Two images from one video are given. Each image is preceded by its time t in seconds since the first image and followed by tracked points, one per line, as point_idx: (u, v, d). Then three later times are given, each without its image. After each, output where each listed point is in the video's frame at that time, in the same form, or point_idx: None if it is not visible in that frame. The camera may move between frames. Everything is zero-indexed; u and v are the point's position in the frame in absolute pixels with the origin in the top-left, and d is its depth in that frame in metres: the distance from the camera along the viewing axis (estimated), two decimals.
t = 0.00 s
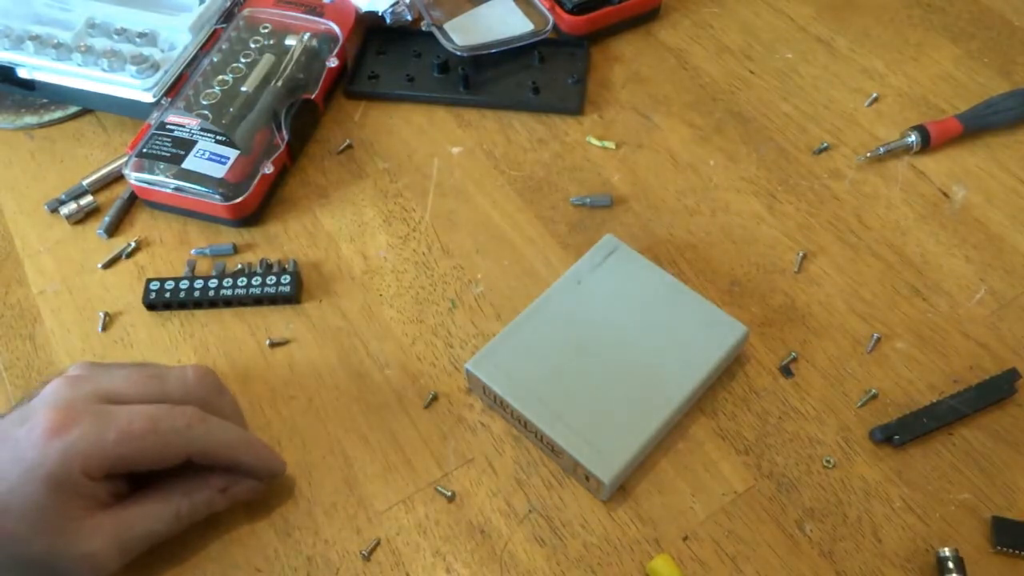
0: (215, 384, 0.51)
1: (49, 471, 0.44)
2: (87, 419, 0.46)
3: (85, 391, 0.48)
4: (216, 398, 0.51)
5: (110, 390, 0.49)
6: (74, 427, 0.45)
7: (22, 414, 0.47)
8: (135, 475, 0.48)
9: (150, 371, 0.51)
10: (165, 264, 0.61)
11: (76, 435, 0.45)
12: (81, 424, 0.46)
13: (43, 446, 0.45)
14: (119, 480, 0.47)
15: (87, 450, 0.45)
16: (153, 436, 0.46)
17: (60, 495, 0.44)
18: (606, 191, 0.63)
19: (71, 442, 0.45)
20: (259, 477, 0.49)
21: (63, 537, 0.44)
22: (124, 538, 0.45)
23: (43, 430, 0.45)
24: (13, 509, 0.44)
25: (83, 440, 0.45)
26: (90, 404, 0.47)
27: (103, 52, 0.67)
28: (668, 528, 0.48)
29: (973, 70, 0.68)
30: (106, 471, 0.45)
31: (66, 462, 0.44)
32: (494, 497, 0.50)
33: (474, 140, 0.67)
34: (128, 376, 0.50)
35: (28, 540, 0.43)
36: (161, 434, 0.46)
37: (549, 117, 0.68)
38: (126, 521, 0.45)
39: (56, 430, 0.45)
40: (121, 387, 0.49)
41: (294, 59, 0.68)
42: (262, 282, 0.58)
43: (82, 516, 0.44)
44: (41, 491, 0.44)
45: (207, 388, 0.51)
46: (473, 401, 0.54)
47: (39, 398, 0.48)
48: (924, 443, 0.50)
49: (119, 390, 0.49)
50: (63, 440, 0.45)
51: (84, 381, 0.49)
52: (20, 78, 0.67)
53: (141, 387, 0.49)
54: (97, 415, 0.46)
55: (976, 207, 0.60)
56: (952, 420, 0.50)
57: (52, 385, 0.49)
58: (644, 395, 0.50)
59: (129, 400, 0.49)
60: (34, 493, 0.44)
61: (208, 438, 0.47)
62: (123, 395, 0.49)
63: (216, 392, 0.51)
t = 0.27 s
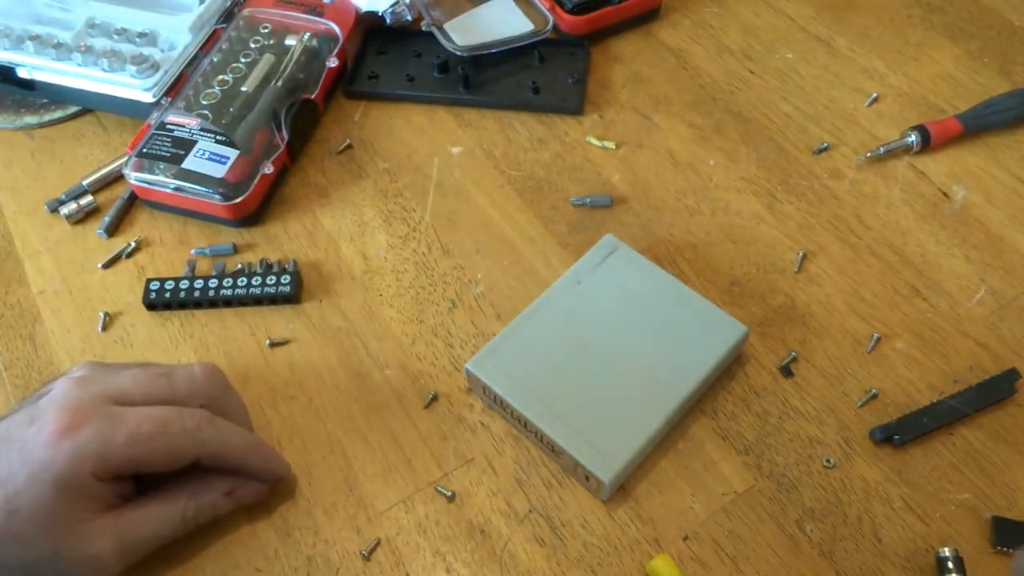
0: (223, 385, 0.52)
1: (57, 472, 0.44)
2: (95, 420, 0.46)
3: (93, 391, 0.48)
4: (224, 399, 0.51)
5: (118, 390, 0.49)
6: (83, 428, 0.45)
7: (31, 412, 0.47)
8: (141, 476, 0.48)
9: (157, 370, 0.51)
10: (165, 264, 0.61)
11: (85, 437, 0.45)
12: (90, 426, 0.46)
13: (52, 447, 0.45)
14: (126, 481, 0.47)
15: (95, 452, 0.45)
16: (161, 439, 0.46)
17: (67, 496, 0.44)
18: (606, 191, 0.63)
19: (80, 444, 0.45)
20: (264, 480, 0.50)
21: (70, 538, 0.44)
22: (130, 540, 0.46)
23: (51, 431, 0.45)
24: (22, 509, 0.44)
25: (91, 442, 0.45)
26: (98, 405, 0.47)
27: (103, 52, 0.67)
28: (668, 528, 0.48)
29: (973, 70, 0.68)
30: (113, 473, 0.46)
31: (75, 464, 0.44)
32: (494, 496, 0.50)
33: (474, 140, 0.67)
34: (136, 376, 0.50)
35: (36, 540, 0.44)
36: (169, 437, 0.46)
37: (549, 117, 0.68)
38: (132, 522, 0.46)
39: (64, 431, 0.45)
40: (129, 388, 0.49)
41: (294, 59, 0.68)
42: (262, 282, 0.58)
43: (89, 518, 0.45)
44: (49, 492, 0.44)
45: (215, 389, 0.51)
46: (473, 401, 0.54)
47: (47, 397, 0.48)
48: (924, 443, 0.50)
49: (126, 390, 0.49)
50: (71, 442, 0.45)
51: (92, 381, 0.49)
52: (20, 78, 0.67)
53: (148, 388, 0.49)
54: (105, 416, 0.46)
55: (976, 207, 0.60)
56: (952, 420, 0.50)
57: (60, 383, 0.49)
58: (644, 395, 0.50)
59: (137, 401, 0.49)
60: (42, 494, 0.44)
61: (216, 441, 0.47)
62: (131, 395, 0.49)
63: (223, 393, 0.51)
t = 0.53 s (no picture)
0: (221, 386, 0.52)
1: (56, 473, 0.44)
2: (95, 421, 0.46)
3: (93, 391, 0.48)
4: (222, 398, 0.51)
5: (118, 391, 0.48)
6: (82, 429, 0.45)
7: (30, 414, 0.47)
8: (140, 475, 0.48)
9: (156, 370, 0.51)
10: (165, 263, 0.61)
11: (84, 438, 0.45)
12: (90, 427, 0.46)
13: (52, 448, 0.45)
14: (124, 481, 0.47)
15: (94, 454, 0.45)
16: (161, 440, 0.46)
17: (67, 497, 0.44)
18: (606, 191, 0.63)
19: (80, 444, 0.45)
20: (263, 481, 0.50)
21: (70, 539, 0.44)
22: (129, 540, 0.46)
23: (51, 432, 0.45)
24: (21, 510, 0.44)
25: (90, 443, 0.45)
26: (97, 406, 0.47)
27: (103, 52, 0.67)
28: (669, 528, 0.48)
29: (973, 69, 0.68)
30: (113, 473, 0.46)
31: (75, 464, 0.44)
32: (493, 496, 0.50)
33: (474, 140, 0.67)
34: (135, 377, 0.50)
35: (36, 540, 0.44)
36: (170, 437, 0.46)
37: (549, 117, 0.68)
38: (133, 522, 0.46)
39: (63, 431, 0.45)
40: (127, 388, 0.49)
41: (294, 59, 0.68)
42: (262, 282, 0.58)
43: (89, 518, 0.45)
44: (49, 493, 0.44)
45: (212, 389, 0.51)
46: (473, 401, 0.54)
47: (46, 398, 0.48)
48: (924, 443, 0.50)
49: (124, 391, 0.49)
50: (72, 442, 0.45)
51: (91, 382, 0.49)
52: (20, 78, 0.67)
53: (148, 388, 0.49)
54: (104, 417, 0.46)
55: (976, 207, 0.60)
56: (952, 419, 0.50)
57: (59, 384, 0.49)
58: (643, 395, 0.50)
59: (137, 401, 0.49)
60: (42, 495, 0.44)
61: (216, 442, 0.47)
62: (129, 395, 0.49)
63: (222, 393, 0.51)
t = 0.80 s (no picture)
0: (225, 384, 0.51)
1: (61, 474, 0.44)
2: (101, 423, 0.46)
3: (97, 392, 0.48)
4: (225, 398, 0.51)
5: (122, 390, 0.49)
6: (87, 430, 0.46)
7: (35, 414, 0.47)
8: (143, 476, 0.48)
9: (159, 370, 0.51)
10: (165, 263, 0.61)
11: (90, 439, 0.45)
12: (95, 428, 0.46)
13: (58, 449, 0.45)
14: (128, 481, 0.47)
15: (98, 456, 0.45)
16: (166, 441, 0.46)
17: (71, 498, 0.44)
18: (606, 191, 0.63)
19: (86, 446, 0.45)
20: (266, 483, 0.50)
21: (73, 539, 0.44)
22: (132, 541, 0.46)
23: (57, 434, 0.46)
24: (26, 511, 0.44)
25: (95, 444, 0.45)
26: (101, 407, 0.47)
27: (103, 52, 0.67)
28: (669, 528, 0.48)
29: (973, 69, 0.68)
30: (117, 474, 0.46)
31: (80, 466, 0.45)
32: (493, 496, 0.50)
33: (474, 140, 0.67)
34: (139, 377, 0.50)
35: (40, 541, 0.44)
36: (175, 439, 0.46)
37: (549, 117, 0.68)
38: (136, 524, 0.46)
39: (68, 432, 0.45)
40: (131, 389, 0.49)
41: (294, 59, 0.68)
42: (262, 282, 0.58)
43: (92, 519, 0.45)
44: (55, 494, 0.44)
45: (216, 388, 0.51)
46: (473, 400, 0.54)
47: (51, 398, 0.48)
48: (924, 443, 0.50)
49: (128, 391, 0.49)
50: (77, 443, 0.45)
51: (96, 382, 0.49)
52: (20, 78, 0.67)
53: (151, 388, 0.49)
54: (108, 418, 0.46)
55: (976, 206, 0.60)
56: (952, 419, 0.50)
57: (64, 384, 0.49)
58: (643, 395, 0.50)
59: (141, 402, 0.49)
60: (46, 496, 0.44)
61: (220, 444, 0.48)
62: (133, 395, 0.49)
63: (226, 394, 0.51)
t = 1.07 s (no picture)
0: (227, 383, 0.52)
1: (65, 474, 0.44)
2: (104, 423, 0.46)
3: (100, 391, 0.48)
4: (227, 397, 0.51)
5: (125, 390, 0.49)
6: (90, 431, 0.46)
7: (39, 415, 0.47)
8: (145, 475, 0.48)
9: (161, 370, 0.51)
10: (165, 263, 0.61)
11: (93, 439, 0.45)
12: (98, 428, 0.46)
13: (61, 450, 0.45)
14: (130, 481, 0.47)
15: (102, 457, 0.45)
16: (169, 442, 0.46)
17: (75, 498, 0.44)
18: (606, 191, 0.63)
19: (89, 446, 0.45)
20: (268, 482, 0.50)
21: (77, 540, 0.45)
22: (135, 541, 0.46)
23: (61, 434, 0.46)
24: (29, 511, 0.44)
25: (98, 444, 0.45)
26: (104, 407, 0.47)
27: (103, 52, 0.67)
28: (669, 528, 0.48)
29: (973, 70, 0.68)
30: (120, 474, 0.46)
31: (83, 466, 0.45)
32: (493, 496, 0.50)
33: (474, 140, 0.67)
34: (141, 376, 0.50)
35: (43, 541, 0.44)
36: (178, 438, 0.46)
37: (549, 117, 0.68)
38: (139, 524, 0.46)
39: (71, 432, 0.46)
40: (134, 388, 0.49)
41: (294, 59, 0.68)
42: (262, 282, 0.58)
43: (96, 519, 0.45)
44: (58, 494, 0.44)
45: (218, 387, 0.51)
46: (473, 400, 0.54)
47: (54, 398, 0.48)
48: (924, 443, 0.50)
49: (130, 390, 0.49)
50: (80, 444, 0.45)
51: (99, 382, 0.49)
52: (20, 78, 0.67)
53: (154, 388, 0.49)
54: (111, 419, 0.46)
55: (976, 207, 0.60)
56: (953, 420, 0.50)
57: (66, 384, 0.49)
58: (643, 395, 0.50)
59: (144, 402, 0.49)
60: (50, 496, 0.44)
61: (223, 443, 0.48)
62: (135, 394, 0.49)
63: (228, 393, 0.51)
